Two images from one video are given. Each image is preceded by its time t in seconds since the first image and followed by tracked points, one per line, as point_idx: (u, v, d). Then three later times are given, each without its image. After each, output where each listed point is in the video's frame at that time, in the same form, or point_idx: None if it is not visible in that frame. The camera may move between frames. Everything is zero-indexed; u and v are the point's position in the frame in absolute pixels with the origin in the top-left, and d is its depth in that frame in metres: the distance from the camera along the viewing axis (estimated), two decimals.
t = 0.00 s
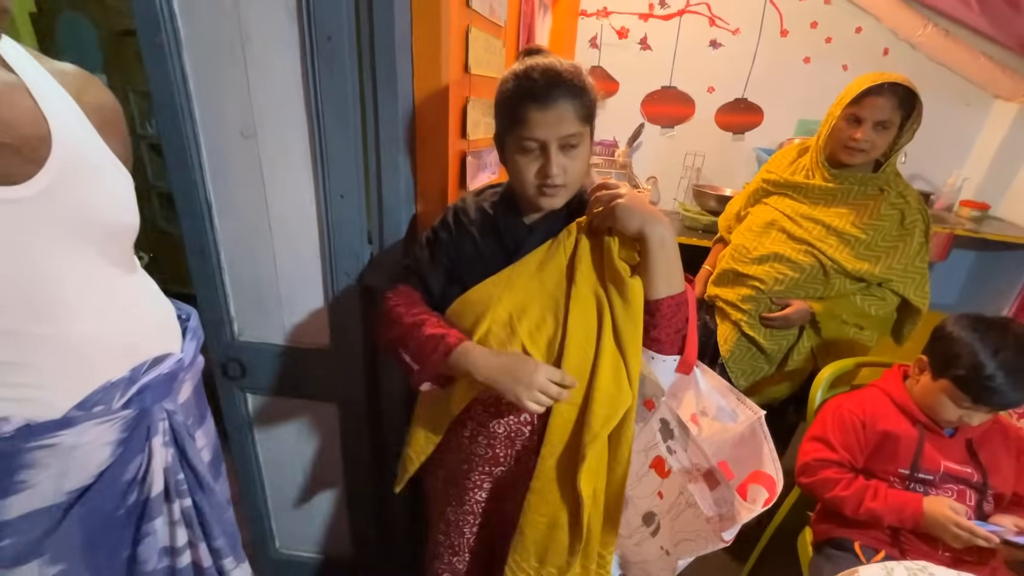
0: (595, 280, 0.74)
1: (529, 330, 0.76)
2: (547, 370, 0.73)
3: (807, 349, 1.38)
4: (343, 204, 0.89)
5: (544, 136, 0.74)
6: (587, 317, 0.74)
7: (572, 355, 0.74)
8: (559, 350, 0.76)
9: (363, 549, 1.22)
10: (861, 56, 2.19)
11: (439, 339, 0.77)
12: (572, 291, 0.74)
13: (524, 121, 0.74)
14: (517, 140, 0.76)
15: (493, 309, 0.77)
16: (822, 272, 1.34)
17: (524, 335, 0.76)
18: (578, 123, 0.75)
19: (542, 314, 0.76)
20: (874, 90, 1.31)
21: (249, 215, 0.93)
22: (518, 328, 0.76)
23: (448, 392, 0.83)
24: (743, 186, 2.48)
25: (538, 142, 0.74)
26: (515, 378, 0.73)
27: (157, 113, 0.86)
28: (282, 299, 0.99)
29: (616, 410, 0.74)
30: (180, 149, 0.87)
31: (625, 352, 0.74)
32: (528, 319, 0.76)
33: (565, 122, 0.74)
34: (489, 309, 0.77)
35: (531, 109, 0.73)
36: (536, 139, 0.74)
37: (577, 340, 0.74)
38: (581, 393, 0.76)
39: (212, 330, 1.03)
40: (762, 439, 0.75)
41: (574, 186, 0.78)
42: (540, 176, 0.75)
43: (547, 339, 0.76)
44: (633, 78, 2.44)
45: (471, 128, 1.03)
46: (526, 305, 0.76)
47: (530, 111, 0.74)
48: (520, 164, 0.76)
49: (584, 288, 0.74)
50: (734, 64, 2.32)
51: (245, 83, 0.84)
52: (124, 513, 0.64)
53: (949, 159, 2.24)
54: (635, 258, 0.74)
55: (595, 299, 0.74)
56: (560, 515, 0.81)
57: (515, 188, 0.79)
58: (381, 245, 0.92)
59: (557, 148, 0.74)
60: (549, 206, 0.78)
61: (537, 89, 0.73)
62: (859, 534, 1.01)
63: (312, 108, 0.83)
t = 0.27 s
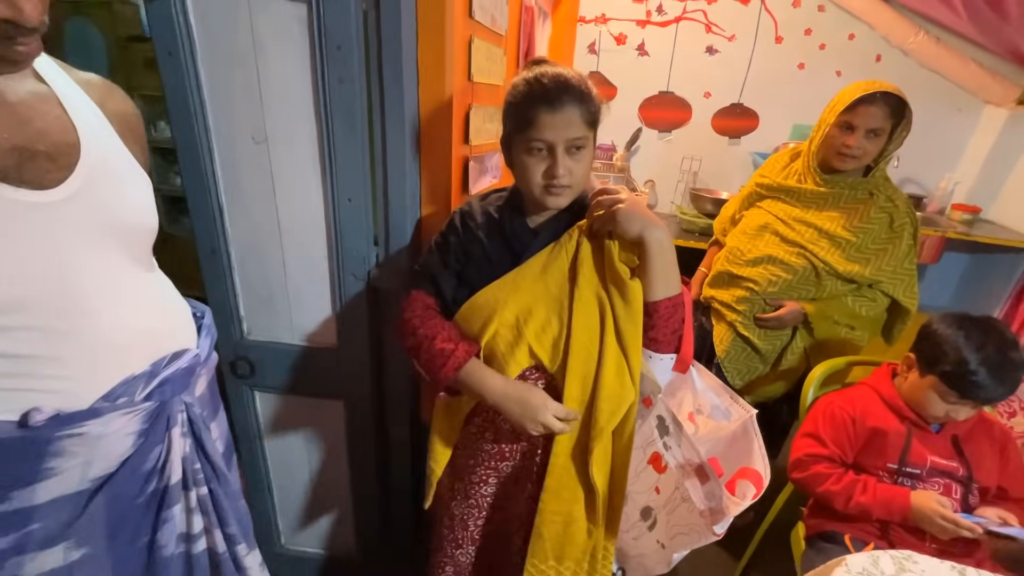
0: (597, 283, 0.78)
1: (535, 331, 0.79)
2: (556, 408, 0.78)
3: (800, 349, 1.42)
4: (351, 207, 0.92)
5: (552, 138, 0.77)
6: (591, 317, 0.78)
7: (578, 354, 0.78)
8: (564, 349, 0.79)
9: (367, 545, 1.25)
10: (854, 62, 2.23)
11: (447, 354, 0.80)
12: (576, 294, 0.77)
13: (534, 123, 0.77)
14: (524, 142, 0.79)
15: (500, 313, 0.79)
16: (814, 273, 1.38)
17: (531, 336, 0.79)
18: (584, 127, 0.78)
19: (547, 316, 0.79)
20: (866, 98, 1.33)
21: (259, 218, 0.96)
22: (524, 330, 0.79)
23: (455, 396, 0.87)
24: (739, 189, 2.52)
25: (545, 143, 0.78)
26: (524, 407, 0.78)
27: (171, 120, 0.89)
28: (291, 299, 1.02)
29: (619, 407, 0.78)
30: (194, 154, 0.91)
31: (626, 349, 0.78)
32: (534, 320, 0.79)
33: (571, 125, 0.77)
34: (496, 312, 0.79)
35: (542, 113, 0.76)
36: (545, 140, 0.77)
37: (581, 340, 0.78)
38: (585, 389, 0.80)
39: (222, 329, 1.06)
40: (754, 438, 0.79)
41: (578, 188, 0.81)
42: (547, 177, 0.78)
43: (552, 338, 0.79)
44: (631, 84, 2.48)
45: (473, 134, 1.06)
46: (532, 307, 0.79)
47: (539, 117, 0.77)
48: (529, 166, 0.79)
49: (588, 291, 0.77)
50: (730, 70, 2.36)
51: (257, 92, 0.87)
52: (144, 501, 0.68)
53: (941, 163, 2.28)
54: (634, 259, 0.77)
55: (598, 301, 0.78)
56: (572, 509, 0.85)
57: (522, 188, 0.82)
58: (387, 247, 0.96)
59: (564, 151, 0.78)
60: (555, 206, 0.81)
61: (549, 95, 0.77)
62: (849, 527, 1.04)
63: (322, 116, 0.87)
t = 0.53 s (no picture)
0: (600, 278, 0.80)
1: (541, 326, 0.81)
2: (558, 393, 0.80)
3: (790, 343, 1.45)
4: (351, 206, 0.94)
5: (556, 137, 0.79)
6: (594, 313, 0.80)
7: (582, 347, 0.80)
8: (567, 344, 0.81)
9: (368, 539, 1.27)
10: (842, 62, 2.28)
11: (449, 350, 0.82)
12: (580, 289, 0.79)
13: (540, 122, 0.80)
14: (529, 140, 0.81)
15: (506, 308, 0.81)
16: (803, 269, 1.41)
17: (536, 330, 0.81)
18: (587, 128, 0.81)
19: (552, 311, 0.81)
20: (854, 98, 1.37)
21: (261, 217, 0.98)
22: (530, 325, 0.81)
23: (461, 392, 0.89)
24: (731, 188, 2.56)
25: (550, 142, 0.80)
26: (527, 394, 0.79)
27: (175, 121, 0.91)
28: (292, 296, 1.04)
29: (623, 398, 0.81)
30: (197, 154, 0.93)
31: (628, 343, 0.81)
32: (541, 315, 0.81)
33: (575, 125, 0.79)
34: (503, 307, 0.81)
35: (548, 112, 0.79)
36: (550, 139, 0.80)
37: (586, 334, 0.80)
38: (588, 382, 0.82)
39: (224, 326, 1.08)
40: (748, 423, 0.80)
41: (579, 186, 0.83)
42: (550, 176, 0.81)
43: (556, 333, 0.81)
44: (624, 84, 2.51)
45: (470, 134, 1.08)
46: (537, 302, 0.81)
47: (545, 118, 0.79)
48: (534, 163, 0.81)
49: (591, 286, 0.80)
50: (721, 70, 2.40)
51: (259, 93, 0.89)
52: (154, 493, 0.70)
53: (927, 161, 2.32)
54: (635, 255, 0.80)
55: (600, 296, 0.80)
56: (575, 497, 0.87)
57: (524, 186, 0.84)
58: (388, 245, 0.98)
59: (569, 150, 0.80)
60: (557, 204, 0.84)
61: (555, 95, 0.79)
62: (839, 514, 1.08)
63: (323, 116, 0.89)
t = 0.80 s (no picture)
0: (602, 272, 0.82)
1: (546, 320, 0.82)
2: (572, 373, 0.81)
3: (781, 336, 1.47)
4: (349, 202, 0.95)
5: (559, 129, 0.81)
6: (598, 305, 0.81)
7: (587, 340, 0.81)
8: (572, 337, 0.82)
9: (367, 535, 1.27)
10: (830, 60, 2.31)
11: (461, 342, 0.83)
12: (584, 283, 0.80)
13: (542, 114, 0.81)
14: (531, 132, 0.82)
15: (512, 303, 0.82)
16: (794, 262, 1.43)
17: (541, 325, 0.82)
18: (589, 121, 0.82)
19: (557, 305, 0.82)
20: (844, 94, 1.39)
21: (258, 214, 0.98)
22: (536, 319, 0.82)
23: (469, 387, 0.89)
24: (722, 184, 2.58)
25: (553, 135, 0.81)
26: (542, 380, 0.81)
27: (171, 119, 0.91)
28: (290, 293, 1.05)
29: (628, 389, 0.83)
30: (194, 152, 0.93)
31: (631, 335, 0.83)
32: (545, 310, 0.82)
33: (576, 117, 0.81)
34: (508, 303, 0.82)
35: (552, 105, 0.80)
36: (553, 131, 0.81)
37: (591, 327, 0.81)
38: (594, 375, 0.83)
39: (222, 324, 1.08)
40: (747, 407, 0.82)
41: (579, 180, 0.85)
42: (553, 168, 0.82)
43: (561, 327, 0.82)
44: (616, 81, 2.53)
45: (466, 130, 1.09)
46: (542, 297, 0.81)
47: (549, 111, 0.80)
48: (535, 155, 0.82)
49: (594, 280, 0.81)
50: (712, 68, 2.42)
51: (256, 91, 0.90)
52: (158, 488, 0.70)
53: (914, 156, 2.36)
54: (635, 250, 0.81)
55: (603, 289, 0.81)
56: (584, 488, 0.88)
57: (525, 179, 0.86)
58: (386, 241, 0.98)
59: (571, 143, 0.82)
60: (558, 197, 0.85)
61: (556, 89, 0.80)
62: (831, 501, 1.10)
63: (320, 113, 0.89)
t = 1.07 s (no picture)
0: (599, 267, 0.78)
1: (542, 321, 0.78)
2: (563, 411, 0.77)
3: (772, 326, 1.45)
4: (324, 199, 0.90)
5: (553, 117, 0.76)
6: (594, 304, 0.78)
7: (585, 340, 0.77)
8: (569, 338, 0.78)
9: (356, 544, 1.23)
10: (813, 46, 2.29)
11: (451, 353, 0.78)
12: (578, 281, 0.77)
13: (534, 100, 0.77)
14: (522, 118, 0.78)
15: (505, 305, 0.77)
16: (784, 251, 1.41)
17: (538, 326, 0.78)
18: (583, 107, 0.78)
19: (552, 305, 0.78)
20: (835, 78, 1.36)
21: (228, 214, 0.92)
22: (531, 321, 0.77)
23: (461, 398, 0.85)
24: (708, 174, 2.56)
25: (546, 122, 0.77)
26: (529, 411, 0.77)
27: (128, 114, 0.85)
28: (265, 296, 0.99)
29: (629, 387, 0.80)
30: (154, 149, 0.87)
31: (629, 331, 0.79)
32: (541, 311, 0.78)
33: (569, 104, 0.77)
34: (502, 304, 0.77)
35: (545, 90, 0.76)
36: (545, 118, 0.77)
37: (590, 326, 0.77)
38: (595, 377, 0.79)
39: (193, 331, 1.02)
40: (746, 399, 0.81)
41: (572, 170, 0.81)
42: (545, 157, 0.78)
43: (558, 328, 0.78)
44: (600, 71, 2.49)
45: (446, 121, 1.04)
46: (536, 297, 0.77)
47: (542, 96, 0.76)
48: (527, 144, 0.78)
49: (589, 277, 0.78)
50: (696, 56, 2.40)
51: (219, 83, 0.84)
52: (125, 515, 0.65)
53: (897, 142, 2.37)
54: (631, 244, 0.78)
55: (599, 285, 0.78)
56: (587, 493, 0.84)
57: (516, 169, 0.81)
58: (365, 239, 0.93)
59: (564, 132, 0.78)
60: (551, 189, 0.81)
61: (547, 77, 0.76)
62: (827, 494, 1.08)
63: (289, 104, 0.84)
